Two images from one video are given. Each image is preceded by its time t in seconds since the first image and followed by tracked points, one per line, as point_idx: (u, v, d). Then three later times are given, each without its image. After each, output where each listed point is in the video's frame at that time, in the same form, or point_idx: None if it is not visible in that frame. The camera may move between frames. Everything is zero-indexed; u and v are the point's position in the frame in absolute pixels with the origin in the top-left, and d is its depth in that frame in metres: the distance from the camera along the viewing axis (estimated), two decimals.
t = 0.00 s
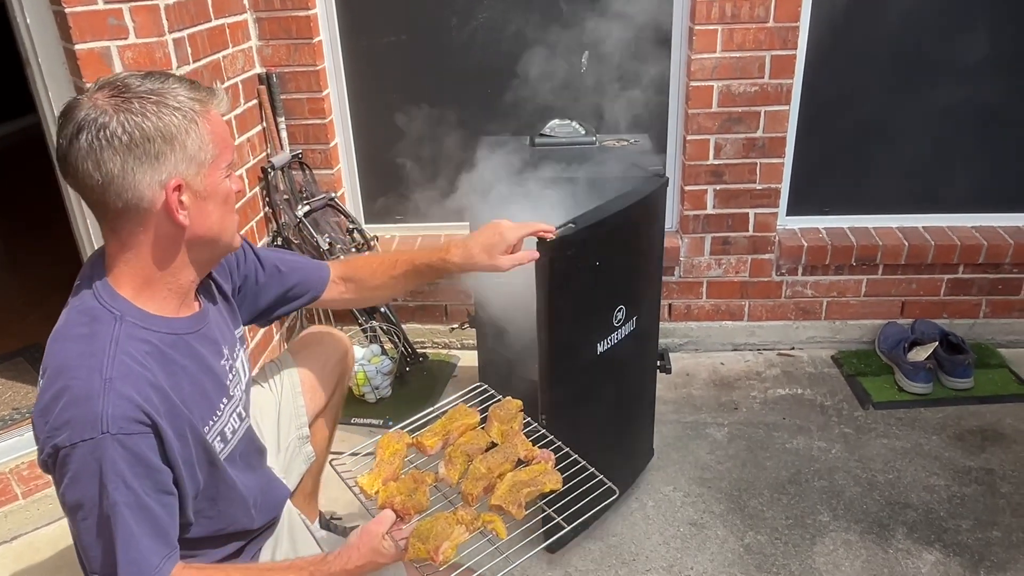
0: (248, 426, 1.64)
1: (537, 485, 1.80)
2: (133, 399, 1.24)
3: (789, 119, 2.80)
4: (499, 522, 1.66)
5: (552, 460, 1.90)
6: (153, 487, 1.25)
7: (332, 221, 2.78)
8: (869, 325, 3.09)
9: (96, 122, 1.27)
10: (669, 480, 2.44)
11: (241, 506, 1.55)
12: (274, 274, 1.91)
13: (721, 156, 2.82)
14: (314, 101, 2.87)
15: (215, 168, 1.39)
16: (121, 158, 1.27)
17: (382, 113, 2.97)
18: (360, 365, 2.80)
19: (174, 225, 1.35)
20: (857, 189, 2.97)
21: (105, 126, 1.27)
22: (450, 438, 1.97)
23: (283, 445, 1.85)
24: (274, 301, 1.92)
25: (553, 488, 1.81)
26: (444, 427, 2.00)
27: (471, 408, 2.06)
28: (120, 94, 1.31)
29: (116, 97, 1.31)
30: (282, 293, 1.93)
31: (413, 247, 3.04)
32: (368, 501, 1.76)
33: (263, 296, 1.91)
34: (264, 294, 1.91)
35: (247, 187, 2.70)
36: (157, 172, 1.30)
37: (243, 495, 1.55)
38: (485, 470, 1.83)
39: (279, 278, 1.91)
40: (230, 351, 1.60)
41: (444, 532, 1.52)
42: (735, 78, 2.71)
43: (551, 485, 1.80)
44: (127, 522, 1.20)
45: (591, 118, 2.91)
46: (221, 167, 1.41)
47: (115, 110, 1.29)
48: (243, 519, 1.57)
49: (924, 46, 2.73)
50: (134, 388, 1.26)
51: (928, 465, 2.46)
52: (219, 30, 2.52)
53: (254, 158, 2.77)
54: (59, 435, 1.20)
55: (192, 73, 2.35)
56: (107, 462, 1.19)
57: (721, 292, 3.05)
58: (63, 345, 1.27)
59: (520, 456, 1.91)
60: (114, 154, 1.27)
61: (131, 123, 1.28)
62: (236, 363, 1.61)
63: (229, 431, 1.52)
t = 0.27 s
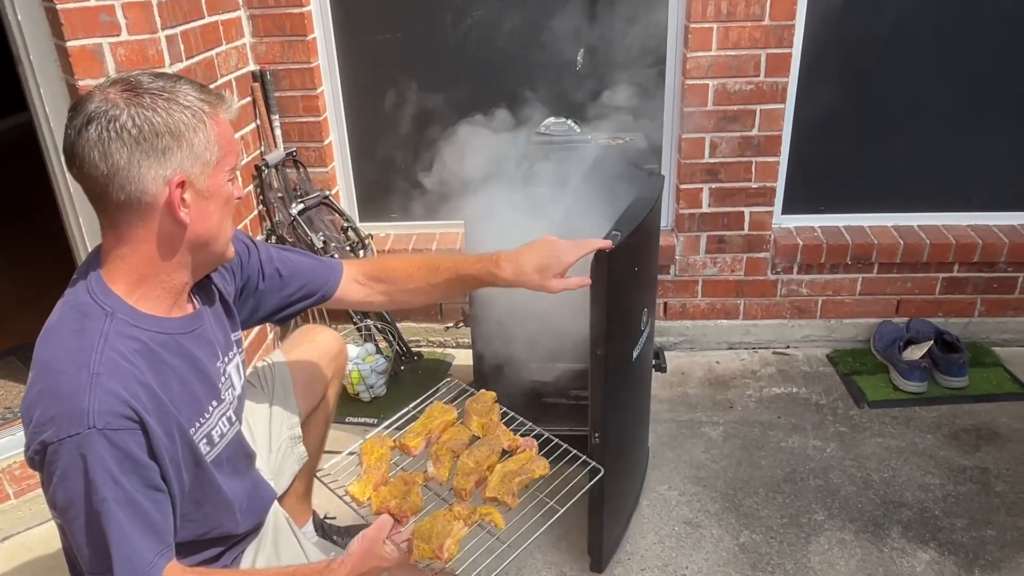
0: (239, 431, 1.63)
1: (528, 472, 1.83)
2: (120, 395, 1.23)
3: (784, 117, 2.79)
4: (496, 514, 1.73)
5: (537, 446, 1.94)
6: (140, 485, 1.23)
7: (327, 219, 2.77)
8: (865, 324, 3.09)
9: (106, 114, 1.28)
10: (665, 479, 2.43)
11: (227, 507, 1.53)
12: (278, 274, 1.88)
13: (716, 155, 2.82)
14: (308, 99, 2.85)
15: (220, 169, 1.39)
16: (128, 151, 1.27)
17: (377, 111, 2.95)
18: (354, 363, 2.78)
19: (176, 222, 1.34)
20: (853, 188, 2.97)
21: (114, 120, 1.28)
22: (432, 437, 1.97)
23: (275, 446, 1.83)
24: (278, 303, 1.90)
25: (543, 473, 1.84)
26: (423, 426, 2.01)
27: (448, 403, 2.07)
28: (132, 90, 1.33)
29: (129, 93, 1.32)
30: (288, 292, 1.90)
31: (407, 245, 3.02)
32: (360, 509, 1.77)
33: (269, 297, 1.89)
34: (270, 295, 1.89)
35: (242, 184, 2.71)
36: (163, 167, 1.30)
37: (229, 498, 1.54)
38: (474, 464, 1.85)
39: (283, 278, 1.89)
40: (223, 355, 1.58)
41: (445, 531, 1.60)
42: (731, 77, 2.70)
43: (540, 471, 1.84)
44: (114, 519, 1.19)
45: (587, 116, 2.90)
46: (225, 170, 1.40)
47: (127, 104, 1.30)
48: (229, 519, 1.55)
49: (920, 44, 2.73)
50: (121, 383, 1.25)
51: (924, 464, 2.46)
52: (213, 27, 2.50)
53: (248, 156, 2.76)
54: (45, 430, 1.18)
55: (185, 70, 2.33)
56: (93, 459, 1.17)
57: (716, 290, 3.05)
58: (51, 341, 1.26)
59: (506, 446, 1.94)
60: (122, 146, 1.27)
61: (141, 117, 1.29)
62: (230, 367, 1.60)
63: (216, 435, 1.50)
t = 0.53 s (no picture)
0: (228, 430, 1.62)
1: (518, 442, 2.01)
2: (116, 393, 1.23)
3: (776, 116, 2.79)
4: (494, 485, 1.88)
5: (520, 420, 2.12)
6: (139, 481, 1.24)
7: (318, 218, 2.76)
8: (857, 323, 3.09)
9: (99, 111, 1.27)
10: (657, 478, 2.43)
11: (219, 506, 1.53)
12: (269, 276, 1.87)
13: (709, 154, 2.82)
14: (299, 97, 2.84)
15: (214, 170, 1.37)
16: (121, 148, 1.26)
17: (369, 110, 2.94)
18: (346, 363, 2.78)
19: (168, 221, 1.32)
20: (845, 188, 2.98)
21: (108, 118, 1.27)
22: (418, 418, 2.11)
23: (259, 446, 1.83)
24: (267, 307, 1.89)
25: (531, 442, 2.02)
26: (409, 411, 2.14)
27: (429, 386, 2.21)
28: (127, 89, 1.32)
29: (123, 93, 1.32)
30: (279, 294, 1.89)
31: (400, 244, 3.02)
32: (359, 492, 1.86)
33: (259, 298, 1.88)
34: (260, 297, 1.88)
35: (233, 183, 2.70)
36: (156, 165, 1.28)
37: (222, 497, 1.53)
38: (465, 440, 2.01)
39: (274, 280, 1.88)
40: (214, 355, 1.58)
41: (448, 504, 1.70)
42: (724, 76, 2.70)
43: (528, 440, 2.02)
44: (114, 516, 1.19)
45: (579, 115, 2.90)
46: (219, 171, 1.39)
47: (121, 103, 1.29)
48: (220, 519, 1.54)
49: (913, 44, 2.73)
50: (116, 381, 1.25)
51: (915, 463, 2.47)
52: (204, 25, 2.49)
53: (239, 154, 2.75)
54: (40, 430, 1.18)
55: (175, 69, 2.32)
56: (90, 457, 1.17)
57: (709, 290, 3.05)
58: (44, 340, 1.25)
59: (491, 421, 2.12)
60: (115, 144, 1.26)
61: (135, 116, 1.28)
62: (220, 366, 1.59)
63: (209, 435, 1.50)
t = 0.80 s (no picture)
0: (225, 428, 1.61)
1: (512, 425, 2.15)
2: (134, 407, 1.23)
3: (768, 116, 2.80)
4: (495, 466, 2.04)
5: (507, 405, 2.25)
6: (167, 490, 1.25)
7: (311, 218, 2.76)
8: (848, 322, 3.11)
9: (100, 118, 1.27)
10: (649, 477, 2.44)
11: (230, 505, 1.54)
12: (241, 277, 1.87)
13: (700, 154, 2.83)
14: (291, 97, 2.84)
15: (211, 178, 1.37)
16: (119, 156, 1.25)
17: (361, 110, 2.94)
18: (338, 363, 2.78)
19: (164, 231, 1.32)
20: (835, 188, 2.99)
21: (107, 125, 1.26)
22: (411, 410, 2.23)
23: (251, 444, 1.82)
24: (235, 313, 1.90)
25: (523, 423, 2.16)
26: (401, 403, 2.26)
27: (417, 379, 2.32)
28: (126, 95, 1.31)
29: (121, 98, 1.31)
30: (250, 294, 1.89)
31: (392, 244, 3.01)
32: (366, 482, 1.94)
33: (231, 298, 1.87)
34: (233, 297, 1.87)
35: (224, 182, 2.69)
36: (154, 174, 1.28)
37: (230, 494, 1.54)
38: (463, 427, 2.13)
39: (246, 281, 1.88)
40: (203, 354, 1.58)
41: (455, 485, 1.85)
42: (715, 76, 2.71)
43: (521, 422, 2.16)
44: (151, 527, 1.20)
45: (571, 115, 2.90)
46: (217, 179, 1.39)
47: (120, 110, 1.28)
48: (228, 519, 1.56)
49: (903, 45, 2.75)
50: (133, 397, 1.24)
51: (905, 461, 2.48)
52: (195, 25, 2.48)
53: (231, 154, 2.74)
54: (60, 455, 1.17)
55: (165, 68, 2.31)
56: (119, 474, 1.18)
57: (700, 289, 3.06)
58: (47, 362, 1.23)
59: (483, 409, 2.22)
60: (113, 152, 1.25)
61: (134, 123, 1.28)
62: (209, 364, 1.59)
63: (212, 435, 1.50)
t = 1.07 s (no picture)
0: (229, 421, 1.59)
1: (520, 421, 2.16)
2: (150, 435, 1.22)
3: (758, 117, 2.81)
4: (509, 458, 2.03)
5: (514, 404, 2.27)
6: (196, 506, 1.26)
7: (302, 217, 2.71)
8: (838, 322, 3.12)
9: (103, 162, 1.20)
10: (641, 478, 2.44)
11: (253, 499, 1.55)
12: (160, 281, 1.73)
13: (692, 154, 2.83)
14: (281, 97, 2.83)
15: (211, 237, 1.30)
16: (113, 208, 1.18)
17: (352, 111, 2.93)
18: (329, 364, 2.77)
19: (146, 282, 1.26)
20: (826, 189, 3.00)
21: (108, 173, 1.19)
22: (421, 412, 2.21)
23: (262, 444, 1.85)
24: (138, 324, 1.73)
25: (531, 419, 2.19)
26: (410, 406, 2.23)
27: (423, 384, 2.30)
28: (134, 138, 1.23)
29: (129, 142, 1.23)
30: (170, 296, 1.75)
31: (384, 245, 3.00)
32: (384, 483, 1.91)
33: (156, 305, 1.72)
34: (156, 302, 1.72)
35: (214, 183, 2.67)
36: (144, 230, 1.21)
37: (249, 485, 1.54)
38: (474, 425, 2.13)
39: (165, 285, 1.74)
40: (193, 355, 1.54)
41: (473, 478, 1.84)
42: (706, 76, 2.71)
43: (529, 418, 2.18)
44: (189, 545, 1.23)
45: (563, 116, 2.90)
46: (219, 237, 1.32)
47: (126, 158, 1.21)
48: (256, 510, 1.57)
49: (893, 46, 2.76)
50: (148, 424, 1.23)
51: (896, 460, 2.49)
52: (185, 25, 2.47)
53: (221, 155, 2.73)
54: (85, 494, 1.17)
55: (155, 68, 2.30)
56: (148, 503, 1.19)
57: (692, 289, 3.06)
58: (50, 409, 1.19)
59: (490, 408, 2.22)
60: (109, 204, 1.18)
61: (136, 174, 1.20)
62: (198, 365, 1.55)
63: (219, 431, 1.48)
